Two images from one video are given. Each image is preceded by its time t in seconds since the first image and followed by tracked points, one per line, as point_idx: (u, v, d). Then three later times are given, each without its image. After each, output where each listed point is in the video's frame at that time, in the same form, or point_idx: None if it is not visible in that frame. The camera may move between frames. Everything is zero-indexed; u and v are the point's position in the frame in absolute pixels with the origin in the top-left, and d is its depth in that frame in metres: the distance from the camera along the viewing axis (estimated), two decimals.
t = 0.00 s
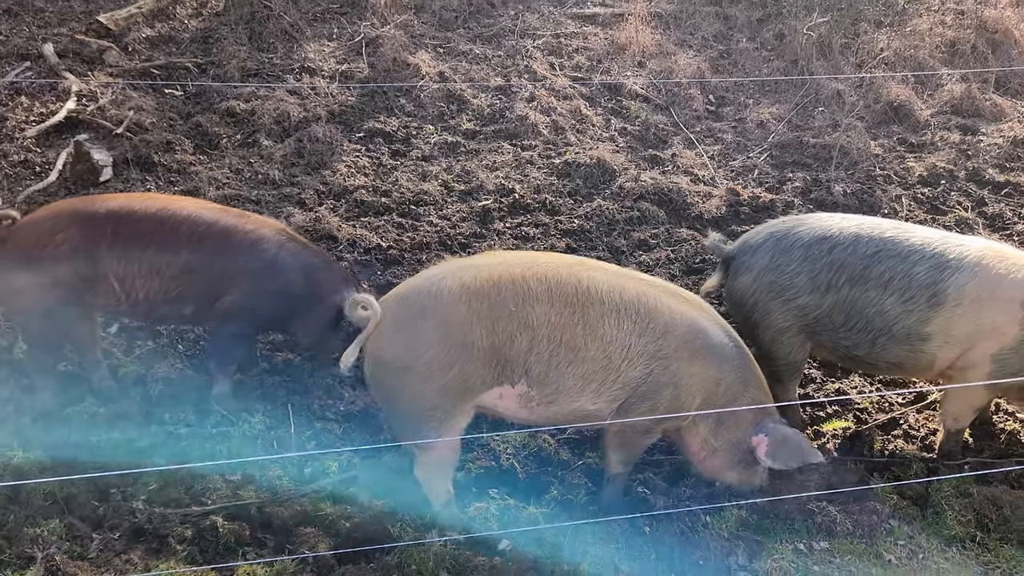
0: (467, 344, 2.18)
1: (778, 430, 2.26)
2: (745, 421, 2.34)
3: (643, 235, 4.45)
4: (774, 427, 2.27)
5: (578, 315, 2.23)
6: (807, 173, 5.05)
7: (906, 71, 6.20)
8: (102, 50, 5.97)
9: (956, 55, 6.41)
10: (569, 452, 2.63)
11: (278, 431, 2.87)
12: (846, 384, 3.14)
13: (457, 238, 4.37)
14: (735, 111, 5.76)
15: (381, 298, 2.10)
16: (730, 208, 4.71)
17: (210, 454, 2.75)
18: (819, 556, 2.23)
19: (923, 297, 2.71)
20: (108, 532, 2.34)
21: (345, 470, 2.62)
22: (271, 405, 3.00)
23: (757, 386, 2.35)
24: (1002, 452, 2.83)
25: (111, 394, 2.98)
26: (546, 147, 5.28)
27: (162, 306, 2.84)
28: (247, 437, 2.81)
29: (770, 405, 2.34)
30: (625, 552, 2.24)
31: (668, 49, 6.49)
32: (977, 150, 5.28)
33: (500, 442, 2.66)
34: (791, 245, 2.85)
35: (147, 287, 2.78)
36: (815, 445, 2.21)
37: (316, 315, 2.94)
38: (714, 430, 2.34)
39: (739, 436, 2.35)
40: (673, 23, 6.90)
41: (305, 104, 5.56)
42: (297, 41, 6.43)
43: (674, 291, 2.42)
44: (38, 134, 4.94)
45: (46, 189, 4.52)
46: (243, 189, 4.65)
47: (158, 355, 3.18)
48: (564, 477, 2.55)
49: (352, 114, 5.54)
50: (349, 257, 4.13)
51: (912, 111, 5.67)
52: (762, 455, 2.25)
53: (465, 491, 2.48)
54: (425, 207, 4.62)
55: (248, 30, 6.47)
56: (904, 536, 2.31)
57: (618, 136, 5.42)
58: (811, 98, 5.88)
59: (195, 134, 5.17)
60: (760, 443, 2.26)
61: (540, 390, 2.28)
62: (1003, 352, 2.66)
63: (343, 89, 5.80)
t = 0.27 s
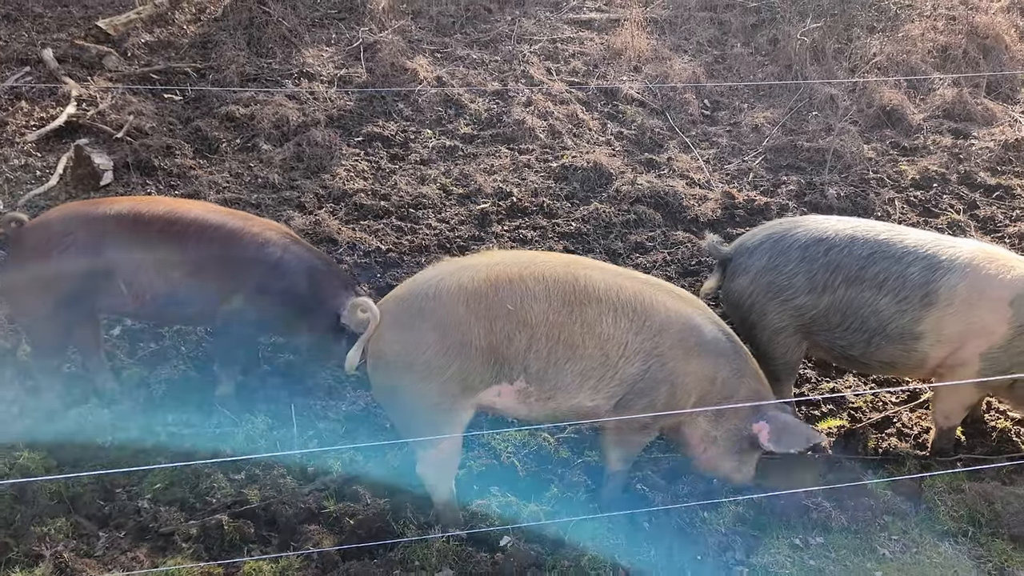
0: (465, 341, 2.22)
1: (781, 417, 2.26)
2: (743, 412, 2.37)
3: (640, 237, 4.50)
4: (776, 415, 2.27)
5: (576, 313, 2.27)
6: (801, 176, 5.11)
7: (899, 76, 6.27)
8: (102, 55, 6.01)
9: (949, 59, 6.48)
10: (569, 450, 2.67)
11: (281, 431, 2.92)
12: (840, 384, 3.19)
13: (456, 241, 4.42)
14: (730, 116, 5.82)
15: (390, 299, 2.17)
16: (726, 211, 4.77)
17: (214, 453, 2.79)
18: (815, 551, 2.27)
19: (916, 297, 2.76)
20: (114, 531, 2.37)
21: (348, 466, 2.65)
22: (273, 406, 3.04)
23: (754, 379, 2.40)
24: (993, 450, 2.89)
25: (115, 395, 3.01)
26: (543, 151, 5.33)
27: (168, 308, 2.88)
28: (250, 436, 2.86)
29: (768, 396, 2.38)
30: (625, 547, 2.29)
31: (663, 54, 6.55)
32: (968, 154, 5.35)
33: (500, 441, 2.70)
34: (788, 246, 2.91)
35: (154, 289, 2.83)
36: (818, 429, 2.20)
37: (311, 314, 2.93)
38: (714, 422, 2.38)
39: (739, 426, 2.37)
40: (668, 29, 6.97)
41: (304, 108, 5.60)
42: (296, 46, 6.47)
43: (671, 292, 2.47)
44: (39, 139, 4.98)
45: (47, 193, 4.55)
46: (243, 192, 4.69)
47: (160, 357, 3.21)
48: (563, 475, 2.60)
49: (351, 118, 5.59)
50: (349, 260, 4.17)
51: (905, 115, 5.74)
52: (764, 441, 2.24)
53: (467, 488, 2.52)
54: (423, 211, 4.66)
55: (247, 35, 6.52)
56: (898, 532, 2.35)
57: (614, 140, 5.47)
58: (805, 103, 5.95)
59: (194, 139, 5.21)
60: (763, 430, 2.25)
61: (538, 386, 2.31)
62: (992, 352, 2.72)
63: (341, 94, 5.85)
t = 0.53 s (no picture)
0: (462, 337, 2.26)
1: (765, 435, 2.37)
2: (731, 417, 2.41)
3: (637, 237, 4.53)
4: (760, 430, 2.38)
5: (571, 309, 2.30)
6: (798, 177, 5.15)
7: (895, 77, 6.31)
8: (103, 55, 6.04)
9: (945, 61, 6.52)
10: (566, 446, 2.70)
11: (281, 427, 2.94)
12: (836, 382, 3.22)
13: (454, 241, 4.45)
14: (727, 117, 5.85)
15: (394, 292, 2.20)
16: (722, 212, 4.80)
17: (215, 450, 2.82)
18: (809, 544, 2.30)
19: (908, 296, 2.79)
20: (117, 525, 2.40)
21: (348, 462, 2.68)
22: (273, 403, 3.07)
23: (744, 383, 2.44)
24: (986, 446, 2.92)
25: (116, 392, 3.04)
26: (541, 151, 5.36)
27: (168, 304, 2.91)
28: (251, 432, 2.89)
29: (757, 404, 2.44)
30: (621, 542, 2.31)
31: (661, 56, 6.59)
32: (964, 155, 5.38)
33: (498, 436, 2.72)
34: (783, 245, 2.95)
35: (156, 286, 2.86)
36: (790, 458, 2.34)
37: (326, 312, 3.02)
38: (702, 423, 2.41)
39: (726, 428, 2.41)
40: (666, 30, 7.01)
41: (303, 109, 5.64)
42: (296, 47, 6.51)
43: (666, 290, 2.50)
44: (40, 139, 5.01)
45: (48, 192, 4.58)
46: (243, 192, 4.73)
47: (161, 354, 3.24)
48: (561, 471, 2.62)
49: (350, 119, 5.62)
50: (348, 259, 4.20)
51: (901, 117, 5.78)
52: (743, 452, 2.36)
53: (465, 484, 2.55)
54: (422, 210, 4.69)
55: (247, 36, 6.56)
56: (891, 527, 2.38)
57: (612, 141, 5.50)
58: (802, 104, 5.98)
59: (195, 138, 5.24)
60: (746, 441, 2.36)
61: (533, 381, 2.34)
62: (984, 351, 2.75)
63: (341, 94, 5.88)
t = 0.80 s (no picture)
0: (450, 331, 2.29)
1: (754, 432, 2.37)
2: (718, 417, 2.45)
3: (632, 235, 4.56)
4: (748, 428, 2.39)
5: (558, 305, 2.33)
6: (793, 176, 5.17)
7: (892, 77, 6.33)
8: (103, 55, 6.08)
9: (941, 61, 6.54)
10: (557, 440, 2.73)
11: (276, 421, 2.97)
12: (827, 377, 3.24)
13: (450, 238, 4.48)
14: (724, 116, 5.88)
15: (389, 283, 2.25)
16: (717, 210, 4.83)
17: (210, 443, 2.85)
18: (797, 537, 2.32)
19: (898, 293, 2.81)
20: (112, 517, 2.42)
21: (341, 455, 2.71)
22: (269, 397, 3.09)
23: (730, 381, 2.48)
24: (976, 441, 2.95)
25: (113, 387, 3.07)
26: (538, 150, 5.39)
27: (166, 299, 2.96)
28: (246, 426, 2.92)
29: (742, 401, 2.48)
30: (610, 534, 2.33)
31: (658, 55, 6.62)
32: (959, 154, 5.40)
33: (490, 431, 2.75)
34: (774, 241, 2.97)
35: (154, 281, 2.91)
36: (784, 454, 2.32)
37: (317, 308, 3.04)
38: (689, 423, 2.45)
39: (712, 428, 2.45)
40: (663, 30, 7.04)
41: (302, 108, 5.67)
42: (295, 46, 6.54)
43: (654, 287, 2.54)
44: (40, 137, 5.04)
45: (48, 190, 4.61)
46: (241, 190, 4.76)
47: (158, 350, 3.27)
48: (552, 465, 2.65)
49: (348, 118, 5.65)
50: (344, 257, 4.23)
51: (897, 116, 5.80)
52: (732, 451, 2.37)
53: (457, 477, 2.58)
54: (419, 208, 4.72)
55: (247, 36, 6.60)
56: (878, 520, 2.41)
57: (608, 140, 5.53)
58: (798, 103, 6.01)
59: (194, 137, 5.27)
60: (734, 440, 2.37)
61: (518, 375, 2.38)
62: (973, 347, 2.78)
63: (339, 94, 5.91)
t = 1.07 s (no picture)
0: (435, 326, 2.32)
1: (739, 426, 2.41)
2: (704, 412, 2.46)
3: (625, 232, 4.59)
4: (734, 422, 2.43)
5: (543, 302, 2.36)
6: (786, 173, 5.20)
7: (886, 75, 6.35)
8: (102, 54, 6.12)
9: (936, 59, 6.56)
10: (545, 434, 2.77)
11: (268, 415, 3.01)
12: (814, 373, 3.28)
13: (444, 235, 4.52)
14: (718, 114, 5.91)
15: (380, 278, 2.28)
16: (710, 207, 4.86)
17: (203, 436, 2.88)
18: (778, 528, 2.36)
19: (884, 289, 2.84)
20: (105, 508, 2.46)
21: (331, 448, 2.75)
22: (261, 392, 3.13)
23: (718, 379, 2.48)
24: (959, 434, 2.99)
25: (108, 381, 3.11)
26: (533, 148, 5.43)
27: (164, 293, 3.03)
28: (238, 420, 2.96)
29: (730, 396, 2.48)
30: (594, 525, 2.36)
31: (654, 54, 6.65)
32: (952, 151, 5.43)
33: (479, 425, 2.79)
34: (763, 237, 3.00)
35: (153, 275, 2.97)
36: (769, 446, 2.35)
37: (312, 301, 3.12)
38: (676, 416, 2.47)
39: (699, 421, 2.46)
40: (659, 28, 7.07)
41: (298, 106, 5.71)
42: (292, 45, 6.58)
43: (642, 283, 2.55)
44: (39, 135, 5.09)
45: (46, 187, 4.65)
46: (238, 187, 4.80)
47: (153, 345, 3.32)
48: (539, 457, 2.69)
49: (345, 116, 5.68)
50: (339, 253, 4.27)
51: (891, 114, 5.83)
52: (717, 446, 2.41)
53: (445, 470, 2.62)
54: (413, 205, 4.76)
55: (244, 35, 6.64)
56: (859, 511, 2.45)
57: (603, 137, 5.56)
58: (792, 101, 6.04)
59: (191, 135, 5.31)
60: (719, 435, 2.41)
61: (502, 371, 2.41)
62: (959, 343, 2.81)
63: (336, 92, 5.95)
